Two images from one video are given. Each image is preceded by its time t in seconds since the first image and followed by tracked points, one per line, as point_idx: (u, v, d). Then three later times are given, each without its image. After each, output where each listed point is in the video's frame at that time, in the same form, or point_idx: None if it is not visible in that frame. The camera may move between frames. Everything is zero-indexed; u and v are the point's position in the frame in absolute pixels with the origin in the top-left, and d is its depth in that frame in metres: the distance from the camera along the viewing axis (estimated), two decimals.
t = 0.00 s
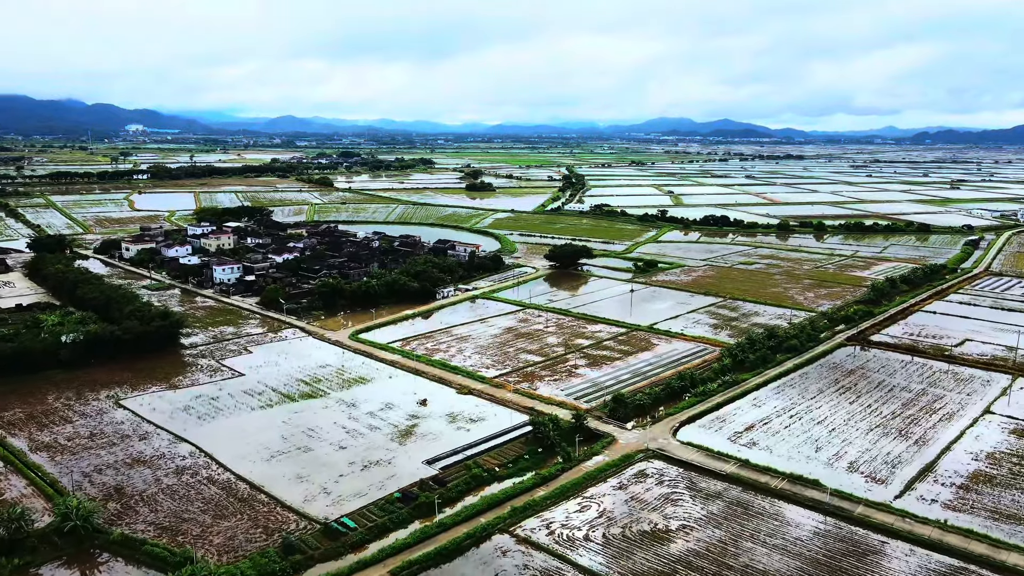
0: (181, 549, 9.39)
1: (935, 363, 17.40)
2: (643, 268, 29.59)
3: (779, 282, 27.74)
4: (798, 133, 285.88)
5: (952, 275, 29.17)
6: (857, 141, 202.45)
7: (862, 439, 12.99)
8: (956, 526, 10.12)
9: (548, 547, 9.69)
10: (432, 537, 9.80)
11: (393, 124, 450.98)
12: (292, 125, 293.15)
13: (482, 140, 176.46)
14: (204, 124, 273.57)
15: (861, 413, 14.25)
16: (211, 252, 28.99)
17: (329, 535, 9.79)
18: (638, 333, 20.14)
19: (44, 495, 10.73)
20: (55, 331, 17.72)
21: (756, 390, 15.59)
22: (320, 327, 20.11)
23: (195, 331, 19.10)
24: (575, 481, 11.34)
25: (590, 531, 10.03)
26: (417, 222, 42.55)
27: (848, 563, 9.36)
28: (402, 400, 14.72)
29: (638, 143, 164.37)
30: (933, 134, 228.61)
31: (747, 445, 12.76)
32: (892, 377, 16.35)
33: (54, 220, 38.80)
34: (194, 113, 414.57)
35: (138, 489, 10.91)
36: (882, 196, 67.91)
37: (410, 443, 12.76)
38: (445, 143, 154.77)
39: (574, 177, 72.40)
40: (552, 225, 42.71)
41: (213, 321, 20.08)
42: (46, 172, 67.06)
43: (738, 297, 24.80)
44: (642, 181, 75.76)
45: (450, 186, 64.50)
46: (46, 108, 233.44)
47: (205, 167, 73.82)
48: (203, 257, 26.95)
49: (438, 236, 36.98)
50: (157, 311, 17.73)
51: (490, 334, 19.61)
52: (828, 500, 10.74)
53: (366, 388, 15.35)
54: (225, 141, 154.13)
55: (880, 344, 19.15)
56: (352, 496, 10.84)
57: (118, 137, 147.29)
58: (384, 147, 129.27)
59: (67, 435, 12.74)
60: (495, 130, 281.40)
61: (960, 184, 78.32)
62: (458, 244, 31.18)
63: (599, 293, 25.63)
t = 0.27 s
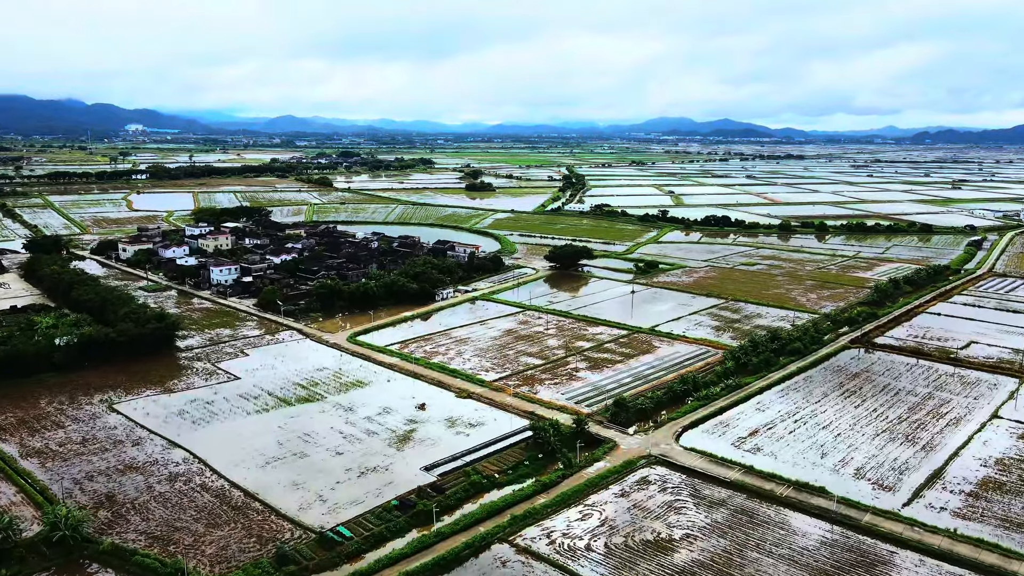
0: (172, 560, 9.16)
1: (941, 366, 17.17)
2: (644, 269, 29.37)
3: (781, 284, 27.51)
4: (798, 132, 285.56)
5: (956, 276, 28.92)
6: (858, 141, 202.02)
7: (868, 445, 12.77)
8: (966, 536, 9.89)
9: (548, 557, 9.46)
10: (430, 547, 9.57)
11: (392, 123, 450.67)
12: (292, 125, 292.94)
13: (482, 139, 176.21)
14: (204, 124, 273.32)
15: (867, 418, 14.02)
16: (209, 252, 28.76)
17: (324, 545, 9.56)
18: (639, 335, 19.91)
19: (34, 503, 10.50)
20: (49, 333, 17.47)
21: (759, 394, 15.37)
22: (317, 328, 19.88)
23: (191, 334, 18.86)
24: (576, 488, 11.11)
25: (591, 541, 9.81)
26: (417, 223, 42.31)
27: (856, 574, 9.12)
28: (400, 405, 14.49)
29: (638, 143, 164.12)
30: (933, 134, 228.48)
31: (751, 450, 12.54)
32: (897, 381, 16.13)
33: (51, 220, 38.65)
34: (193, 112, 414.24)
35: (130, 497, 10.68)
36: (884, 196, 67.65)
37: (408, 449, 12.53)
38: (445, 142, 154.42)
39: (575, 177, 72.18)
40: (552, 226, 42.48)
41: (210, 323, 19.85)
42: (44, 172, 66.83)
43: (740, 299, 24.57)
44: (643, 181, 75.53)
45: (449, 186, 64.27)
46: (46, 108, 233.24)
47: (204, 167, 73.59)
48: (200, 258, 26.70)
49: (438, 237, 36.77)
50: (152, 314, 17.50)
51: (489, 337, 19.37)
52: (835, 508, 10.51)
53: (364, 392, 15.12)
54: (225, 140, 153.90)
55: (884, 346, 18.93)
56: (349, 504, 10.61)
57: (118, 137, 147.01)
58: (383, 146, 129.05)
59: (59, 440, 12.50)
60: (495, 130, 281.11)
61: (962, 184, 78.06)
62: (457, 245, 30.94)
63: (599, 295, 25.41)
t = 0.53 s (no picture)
0: (161, 573, 8.89)
1: (948, 370, 16.90)
2: (645, 270, 29.09)
3: (784, 285, 27.24)
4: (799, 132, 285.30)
5: (960, 277, 28.66)
6: (859, 141, 201.79)
7: (876, 452, 12.51)
8: (978, 547, 9.63)
9: (549, 569, 9.20)
10: (427, 559, 9.30)
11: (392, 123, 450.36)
12: (292, 125, 292.67)
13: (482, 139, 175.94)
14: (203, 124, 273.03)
15: (873, 423, 13.76)
16: (206, 254, 28.48)
17: (319, 557, 9.30)
18: (641, 338, 19.65)
19: (21, 513, 10.24)
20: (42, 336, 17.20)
21: (763, 399, 15.10)
22: (315, 331, 19.62)
23: (186, 336, 18.58)
24: (577, 497, 10.84)
25: (593, 552, 9.54)
26: (416, 223, 42.05)
27: None
28: (398, 410, 14.22)
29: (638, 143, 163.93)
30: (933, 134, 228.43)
31: (756, 457, 12.27)
32: (904, 385, 15.86)
33: (47, 220, 38.36)
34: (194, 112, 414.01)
35: (120, 506, 10.42)
36: (885, 196, 67.40)
37: (405, 456, 12.26)
38: (444, 142, 154.03)
39: (575, 177, 71.90)
40: (553, 226, 42.21)
41: (206, 325, 19.58)
42: (42, 172, 66.55)
43: (743, 301, 24.30)
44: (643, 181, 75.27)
45: (449, 186, 64.02)
46: (46, 108, 232.95)
47: (203, 167, 73.32)
48: (197, 259, 26.42)
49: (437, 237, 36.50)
50: (147, 316, 17.24)
51: (489, 340, 19.10)
52: (843, 518, 10.25)
53: (361, 396, 14.85)
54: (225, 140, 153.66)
55: (889, 349, 18.66)
56: (345, 514, 10.35)
57: (117, 138, 146.53)
58: (383, 146, 128.70)
59: (49, 447, 12.24)
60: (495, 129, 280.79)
61: (963, 184, 77.81)
62: (457, 245, 30.67)
63: (600, 296, 25.14)
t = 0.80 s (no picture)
0: None
1: (955, 374, 16.61)
2: (646, 271, 28.79)
3: (787, 286, 26.95)
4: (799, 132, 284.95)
5: (965, 279, 28.37)
6: (860, 141, 201.42)
7: (885, 460, 12.21)
8: (993, 560, 9.34)
9: None
10: (424, 573, 9.01)
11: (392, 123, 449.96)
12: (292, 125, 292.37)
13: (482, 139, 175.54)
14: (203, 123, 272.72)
15: (881, 430, 13.47)
16: (203, 255, 28.19)
17: (312, 571, 9.00)
18: (643, 341, 19.36)
19: (6, 524, 9.95)
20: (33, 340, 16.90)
21: (768, 404, 14.81)
22: (312, 334, 19.32)
23: (181, 340, 18.28)
24: (579, 507, 10.55)
25: (596, 566, 9.25)
26: (415, 223, 41.76)
27: None
28: (395, 416, 13.92)
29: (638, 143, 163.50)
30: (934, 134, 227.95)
31: (762, 465, 11.98)
32: (911, 390, 15.56)
33: (44, 221, 38.08)
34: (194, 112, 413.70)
35: (108, 518, 10.12)
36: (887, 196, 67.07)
37: (402, 463, 11.96)
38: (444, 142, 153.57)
39: (575, 177, 71.60)
40: (553, 227, 41.93)
41: (201, 328, 19.28)
42: (40, 172, 66.27)
43: (746, 303, 24.00)
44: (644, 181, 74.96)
45: (449, 186, 63.73)
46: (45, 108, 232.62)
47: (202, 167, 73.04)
48: (193, 261, 26.12)
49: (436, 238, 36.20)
50: (140, 319, 16.95)
51: (488, 343, 18.80)
52: (853, 530, 9.95)
53: (357, 402, 14.55)
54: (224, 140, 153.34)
55: (895, 352, 18.37)
56: (339, 525, 10.05)
57: (115, 138, 146.01)
58: (383, 146, 128.37)
59: (37, 455, 11.94)
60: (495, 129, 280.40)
61: (965, 184, 77.53)
62: (456, 246, 30.36)
63: (601, 298, 24.84)
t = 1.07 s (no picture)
0: None
1: (962, 378, 16.36)
2: (647, 273, 28.54)
3: (789, 288, 26.71)
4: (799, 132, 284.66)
5: (968, 280, 28.13)
6: (860, 140, 200.76)
7: (892, 466, 11.98)
8: (1005, 571, 9.10)
9: None
10: None
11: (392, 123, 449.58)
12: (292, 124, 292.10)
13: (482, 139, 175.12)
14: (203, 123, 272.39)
15: (887, 435, 13.24)
16: (200, 256, 27.96)
17: None
18: (644, 344, 19.11)
19: None
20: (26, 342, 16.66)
21: (772, 409, 14.57)
22: (309, 336, 19.07)
23: (176, 342, 18.03)
24: (580, 516, 10.31)
25: None
26: (415, 224, 41.50)
27: None
28: (393, 420, 13.68)
29: (638, 143, 163.05)
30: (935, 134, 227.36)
31: (767, 472, 11.74)
32: (917, 394, 15.33)
33: (42, 221, 37.82)
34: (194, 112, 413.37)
35: (98, 526, 9.89)
36: (889, 196, 66.76)
37: (400, 470, 11.72)
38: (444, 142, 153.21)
39: (575, 176, 71.31)
40: (553, 227, 41.69)
41: (197, 331, 19.05)
42: (39, 172, 66.00)
43: (748, 304, 23.77)
44: (644, 181, 74.71)
45: (449, 186, 63.47)
46: (45, 108, 232.26)
47: (201, 167, 72.76)
48: (190, 262, 25.87)
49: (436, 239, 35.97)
50: (134, 321, 16.71)
51: (488, 345, 18.55)
52: (861, 540, 9.72)
53: (355, 406, 14.31)
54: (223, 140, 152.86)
55: (901, 355, 18.13)
56: (335, 534, 9.82)
57: (114, 138, 145.52)
58: (383, 146, 128.06)
59: (28, 461, 11.71)
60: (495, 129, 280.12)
61: (966, 184, 77.24)
62: (455, 247, 30.12)
63: (602, 300, 24.59)
